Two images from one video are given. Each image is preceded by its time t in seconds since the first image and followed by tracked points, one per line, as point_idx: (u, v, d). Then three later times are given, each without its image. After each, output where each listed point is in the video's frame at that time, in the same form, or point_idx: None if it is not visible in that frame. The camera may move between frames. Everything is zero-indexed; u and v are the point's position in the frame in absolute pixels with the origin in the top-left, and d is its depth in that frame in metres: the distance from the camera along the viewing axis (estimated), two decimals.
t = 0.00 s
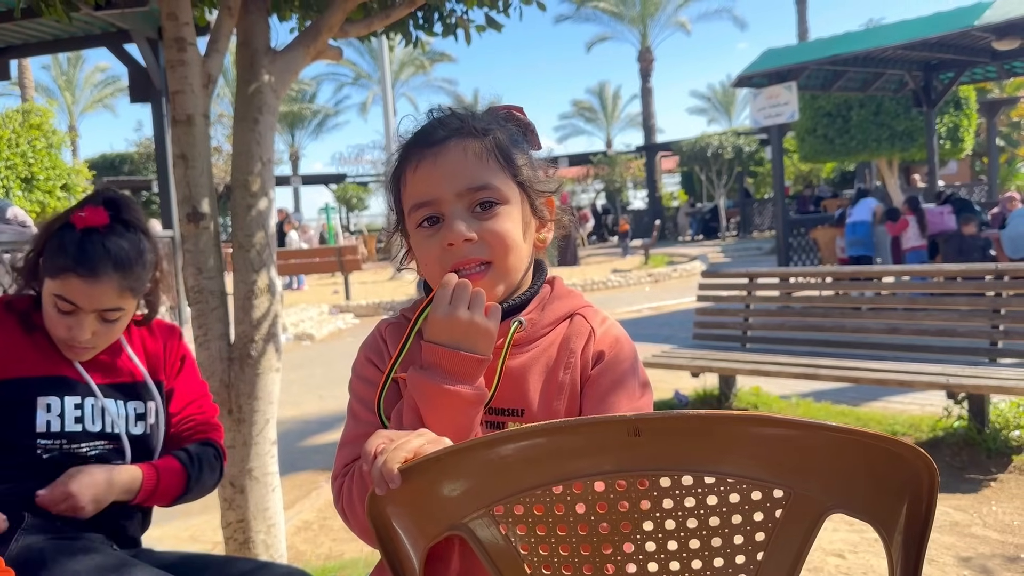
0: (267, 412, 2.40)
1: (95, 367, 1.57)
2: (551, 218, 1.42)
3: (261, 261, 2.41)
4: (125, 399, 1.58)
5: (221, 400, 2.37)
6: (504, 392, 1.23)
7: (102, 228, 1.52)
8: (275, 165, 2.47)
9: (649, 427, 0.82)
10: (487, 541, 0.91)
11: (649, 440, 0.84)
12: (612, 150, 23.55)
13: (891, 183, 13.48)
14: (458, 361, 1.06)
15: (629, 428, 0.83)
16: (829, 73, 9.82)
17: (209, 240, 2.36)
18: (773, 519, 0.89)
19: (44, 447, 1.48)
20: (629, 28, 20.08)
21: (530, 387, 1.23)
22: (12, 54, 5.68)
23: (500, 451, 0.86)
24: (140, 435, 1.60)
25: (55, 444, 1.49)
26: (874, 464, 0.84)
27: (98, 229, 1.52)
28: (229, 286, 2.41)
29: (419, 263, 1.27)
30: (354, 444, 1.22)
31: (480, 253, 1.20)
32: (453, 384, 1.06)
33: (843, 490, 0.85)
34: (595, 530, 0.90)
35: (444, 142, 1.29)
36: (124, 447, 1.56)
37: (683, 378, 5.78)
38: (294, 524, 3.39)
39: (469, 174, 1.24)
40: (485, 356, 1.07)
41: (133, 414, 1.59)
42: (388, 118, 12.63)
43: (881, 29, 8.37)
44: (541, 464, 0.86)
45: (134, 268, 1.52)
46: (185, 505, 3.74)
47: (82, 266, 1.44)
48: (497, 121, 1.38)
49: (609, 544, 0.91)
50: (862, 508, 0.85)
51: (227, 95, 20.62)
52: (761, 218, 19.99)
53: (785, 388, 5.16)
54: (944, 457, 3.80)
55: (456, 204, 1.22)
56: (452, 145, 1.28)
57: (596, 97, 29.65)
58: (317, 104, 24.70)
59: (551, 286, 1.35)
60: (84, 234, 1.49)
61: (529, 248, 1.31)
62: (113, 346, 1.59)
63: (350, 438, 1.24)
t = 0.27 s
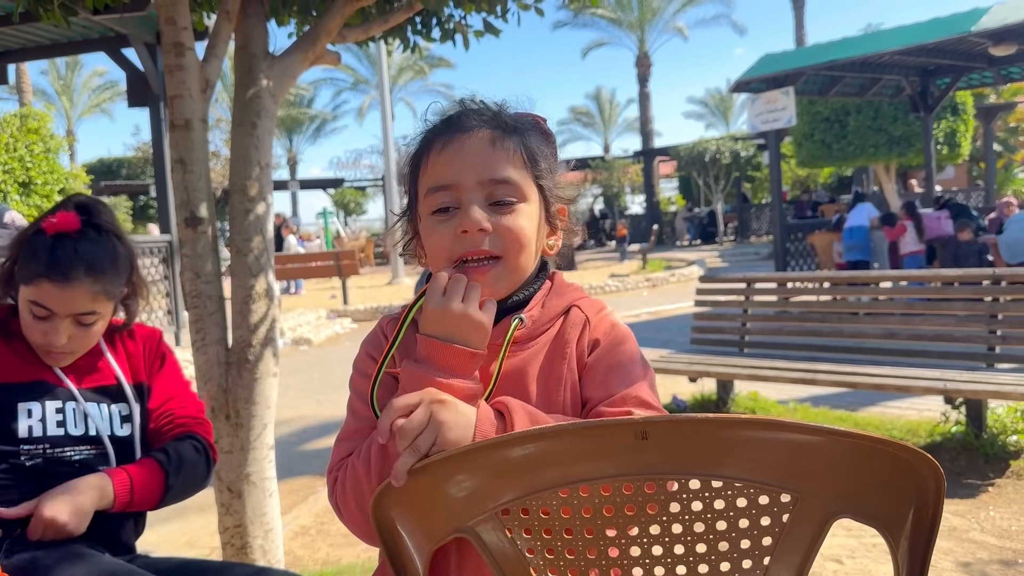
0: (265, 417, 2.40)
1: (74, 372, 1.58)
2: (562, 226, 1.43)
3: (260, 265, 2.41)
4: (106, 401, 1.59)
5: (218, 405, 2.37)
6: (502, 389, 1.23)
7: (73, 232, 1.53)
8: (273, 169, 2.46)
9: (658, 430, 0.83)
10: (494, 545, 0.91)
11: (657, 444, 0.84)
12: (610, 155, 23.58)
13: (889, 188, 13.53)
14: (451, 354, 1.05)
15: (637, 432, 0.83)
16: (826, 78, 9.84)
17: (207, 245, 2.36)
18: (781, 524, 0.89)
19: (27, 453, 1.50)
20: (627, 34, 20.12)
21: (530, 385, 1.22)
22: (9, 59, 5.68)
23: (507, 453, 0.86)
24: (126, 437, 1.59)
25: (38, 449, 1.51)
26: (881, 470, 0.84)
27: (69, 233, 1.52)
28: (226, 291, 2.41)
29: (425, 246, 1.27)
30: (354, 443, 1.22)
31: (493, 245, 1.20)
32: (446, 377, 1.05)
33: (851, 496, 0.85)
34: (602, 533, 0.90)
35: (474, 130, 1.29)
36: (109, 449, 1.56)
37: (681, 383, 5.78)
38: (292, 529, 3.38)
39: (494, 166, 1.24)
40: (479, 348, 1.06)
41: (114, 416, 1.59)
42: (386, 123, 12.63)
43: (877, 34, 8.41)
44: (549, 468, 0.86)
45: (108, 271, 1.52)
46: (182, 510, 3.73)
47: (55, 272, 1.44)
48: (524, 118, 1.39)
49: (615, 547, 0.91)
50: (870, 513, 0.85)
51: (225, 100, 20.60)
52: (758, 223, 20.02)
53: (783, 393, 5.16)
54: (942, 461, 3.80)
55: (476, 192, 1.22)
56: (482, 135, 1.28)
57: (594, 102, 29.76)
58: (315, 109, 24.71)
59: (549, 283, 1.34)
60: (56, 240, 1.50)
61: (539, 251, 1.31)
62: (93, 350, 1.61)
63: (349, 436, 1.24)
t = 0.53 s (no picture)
0: (260, 420, 2.40)
1: (62, 373, 1.59)
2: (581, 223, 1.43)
3: (255, 268, 2.41)
4: (94, 402, 1.59)
5: (213, 408, 2.36)
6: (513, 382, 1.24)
7: (53, 215, 1.56)
8: (269, 173, 2.46)
9: (647, 433, 0.83)
10: (483, 548, 0.91)
11: (645, 447, 0.84)
12: (607, 158, 23.62)
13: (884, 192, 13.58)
14: (458, 352, 1.04)
15: (626, 435, 0.83)
16: (822, 82, 9.88)
17: (203, 248, 2.36)
18: (767, 527, 0.89)
19: (16, 453, 1.50)
20: (623, 37, 20.16)
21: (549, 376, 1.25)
22: (6, 60, 5.67)
23: (496, 455, 0.86)
24: (114, 438, 1.60)
25: (27, 449, 1.51)
26: (866, 472, 0.85)
27: (50, 217, 1.56)
28: (222, 293, 2.41)
29: (438, 239, 1.28)
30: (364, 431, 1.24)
31: (501, 241, 1.21)
32: (456, 375, 1.04)
33: (838, 498, 0.85)
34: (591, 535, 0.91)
35: (491, 124, 1.30)
36: (96, 450, 1.57)
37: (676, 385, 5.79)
38: (287, 532, 3.38)
39: (508, 161, 1.25)
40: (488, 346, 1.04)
41: (101, 418, 1.59)
42: (382, 126, 12.64)
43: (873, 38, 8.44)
44: (538, 470, 0.87)
45: (90, 251, 1.55)
46: (177, 513, 3.73)
47: (40, 253, 1.48)
48: (544, 116, 1.40)
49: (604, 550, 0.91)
50: (854, 516, 0.85)
51: (222, 102, 20.59)
52: (755, 226, 20.07)
53: (778, 396, 5.18)
54: (937, 465, 3.81)
55: (487, 187, 1.23)
56: (498, 128, 1.29)
57: (591, 105, 29.82)
58: (312, 112, 24.72)
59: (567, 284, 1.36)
60: (38, 224, 1.53)
61: (554, 248, 1.31)
62: (80, 352, 1.61)
63: (357, 425, 1.26)
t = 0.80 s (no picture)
0: (253, 422, 2.40)
1: (57, 374, 1.58)
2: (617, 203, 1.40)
3: (248, 269, 2.40)
4: (88, 404, 1.59)
5: (206, 410, 2.35)
6: (540, 382, 1.24)
7: (55, 213, 1.56)
8: (262, 173, 2.46)
9: (632, 440, 0.87)
10: (472, 553, 0.97)
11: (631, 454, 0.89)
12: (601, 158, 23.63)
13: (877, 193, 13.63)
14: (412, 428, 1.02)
15: (612, 440, 0.88)
16: (815, 83, 9.90)
17: (196, 249, 2.35)
18: (755, 532, 0.92)
19: (14, 453, 1.49)
20: (618, 38, 20.18)
21: (576, 367, 1.23)
22: None
23: (489, 462, 0.91)
24: (107, 440, 1.60)
25: (25, 449, 1.49)
26: (853, 476, 0.85)
27: (51, 214, 1.56)
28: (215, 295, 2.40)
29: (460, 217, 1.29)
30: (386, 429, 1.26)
31: (518, 210, 1.21)
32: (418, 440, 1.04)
33: (824, 502, 0.87)
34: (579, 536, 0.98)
35: (513, 97, 1.33)
36: (90, 451, 1.56)
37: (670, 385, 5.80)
38: (281, 533, 3.38)
39: (526, 131, 1.27)
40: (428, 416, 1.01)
41: (94, 420, 1.59)
42: (377, 126, 12.64)
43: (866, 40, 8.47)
44: (529, 475, 0.92)
45: (91, 249, 1.56)
46: (170, 514, 3.72)
47: (42, 249, 1.48)
48: (573, 95, 1.42)
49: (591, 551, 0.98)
50: (842, 518, 0.86)
51: (216, 102, 20.56)
52: (749, 227, 20.10)
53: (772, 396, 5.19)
54: (929, 465, 3.83)
55: (505, 158, 1.25)
56: (519, 101, 1.32)
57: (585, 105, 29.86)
58: (306, 112, 24.68)
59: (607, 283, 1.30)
60: (40, 220, 1.53)
61: (581, 225, 1.30)
62: (74, 354, 1.61)
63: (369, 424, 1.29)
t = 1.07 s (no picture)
0: (245, 420, 2.39)
1: (53, 368, 1.57)
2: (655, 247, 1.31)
3: (241, 267, 2.39)
4: (84, 399, 1.58)
5: (198, 407, 2.35)
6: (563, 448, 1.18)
7: (56, 208, 1.56)
8: (255, 171, 2.45)
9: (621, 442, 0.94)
10: (461, 552, 1.04)
11: (620, 454, 0.96)
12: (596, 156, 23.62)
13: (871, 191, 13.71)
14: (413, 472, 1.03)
15: (603, 441, 0.95)
16: (810, 80, 9.91)
17: (188, 246, 2.34)
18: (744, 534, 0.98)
19: (11, 446, 1.47)
20: (613, 35, 20.17)
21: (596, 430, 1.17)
22: None
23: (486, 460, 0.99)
24: (100, 435, 1.59)
25: (23, 442, 1.48)
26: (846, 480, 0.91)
27: (53, 209, 1.55)
28: (207, 292, 2.39)
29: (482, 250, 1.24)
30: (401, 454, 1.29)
31: (541, 238, 1.16)
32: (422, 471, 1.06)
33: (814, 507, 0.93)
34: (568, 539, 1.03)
35: (542, 126, 1.31)
36: (85, 446, 1.55)
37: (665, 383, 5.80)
38: (274, 531, 3.37)
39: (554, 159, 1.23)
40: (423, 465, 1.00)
41: (89, 415, 1.58)
42: (371, 123, 12.60)
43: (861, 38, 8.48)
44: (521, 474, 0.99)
45: (92, 244, 1.56)
46: (163, 512, 3.71)
47: (44, 242, 1.48)
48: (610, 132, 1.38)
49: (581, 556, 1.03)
50: (836, 522, 0.91)
51: (209, 98, 20.48)
52: (743, 224, 20.12)
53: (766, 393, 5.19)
54: (922, 463, 3.84)
55: (532, 185, 1.21)
56: (547, 130, 1.30)
57: (580, 103, 29.86)
58: (300, 108, 24.60)
59: (636, 334, 1.20)
60: (42, 215, 1.53)
61: (613, 264, 1.22)
62: (69, 351, 1.60)
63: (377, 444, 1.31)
